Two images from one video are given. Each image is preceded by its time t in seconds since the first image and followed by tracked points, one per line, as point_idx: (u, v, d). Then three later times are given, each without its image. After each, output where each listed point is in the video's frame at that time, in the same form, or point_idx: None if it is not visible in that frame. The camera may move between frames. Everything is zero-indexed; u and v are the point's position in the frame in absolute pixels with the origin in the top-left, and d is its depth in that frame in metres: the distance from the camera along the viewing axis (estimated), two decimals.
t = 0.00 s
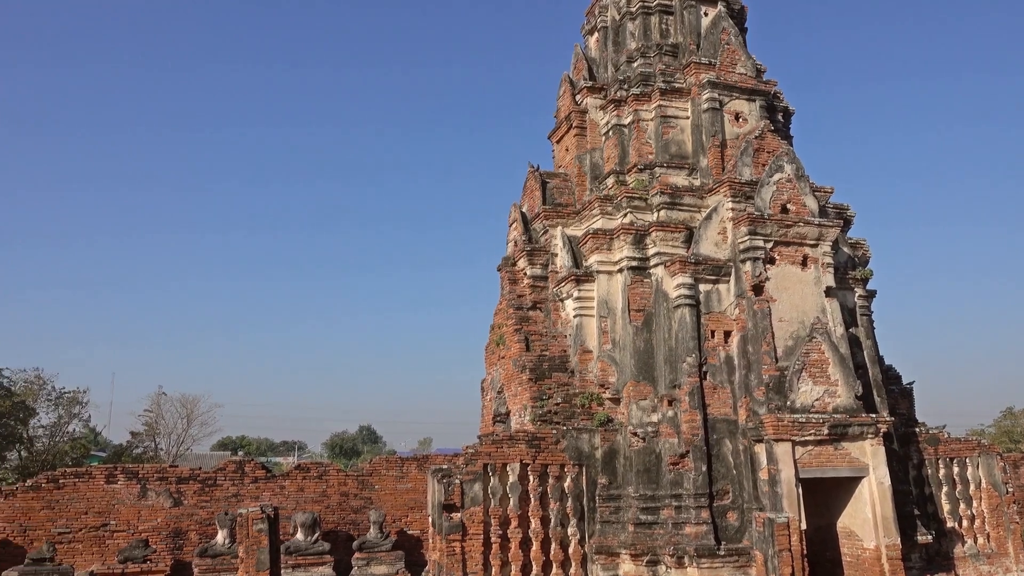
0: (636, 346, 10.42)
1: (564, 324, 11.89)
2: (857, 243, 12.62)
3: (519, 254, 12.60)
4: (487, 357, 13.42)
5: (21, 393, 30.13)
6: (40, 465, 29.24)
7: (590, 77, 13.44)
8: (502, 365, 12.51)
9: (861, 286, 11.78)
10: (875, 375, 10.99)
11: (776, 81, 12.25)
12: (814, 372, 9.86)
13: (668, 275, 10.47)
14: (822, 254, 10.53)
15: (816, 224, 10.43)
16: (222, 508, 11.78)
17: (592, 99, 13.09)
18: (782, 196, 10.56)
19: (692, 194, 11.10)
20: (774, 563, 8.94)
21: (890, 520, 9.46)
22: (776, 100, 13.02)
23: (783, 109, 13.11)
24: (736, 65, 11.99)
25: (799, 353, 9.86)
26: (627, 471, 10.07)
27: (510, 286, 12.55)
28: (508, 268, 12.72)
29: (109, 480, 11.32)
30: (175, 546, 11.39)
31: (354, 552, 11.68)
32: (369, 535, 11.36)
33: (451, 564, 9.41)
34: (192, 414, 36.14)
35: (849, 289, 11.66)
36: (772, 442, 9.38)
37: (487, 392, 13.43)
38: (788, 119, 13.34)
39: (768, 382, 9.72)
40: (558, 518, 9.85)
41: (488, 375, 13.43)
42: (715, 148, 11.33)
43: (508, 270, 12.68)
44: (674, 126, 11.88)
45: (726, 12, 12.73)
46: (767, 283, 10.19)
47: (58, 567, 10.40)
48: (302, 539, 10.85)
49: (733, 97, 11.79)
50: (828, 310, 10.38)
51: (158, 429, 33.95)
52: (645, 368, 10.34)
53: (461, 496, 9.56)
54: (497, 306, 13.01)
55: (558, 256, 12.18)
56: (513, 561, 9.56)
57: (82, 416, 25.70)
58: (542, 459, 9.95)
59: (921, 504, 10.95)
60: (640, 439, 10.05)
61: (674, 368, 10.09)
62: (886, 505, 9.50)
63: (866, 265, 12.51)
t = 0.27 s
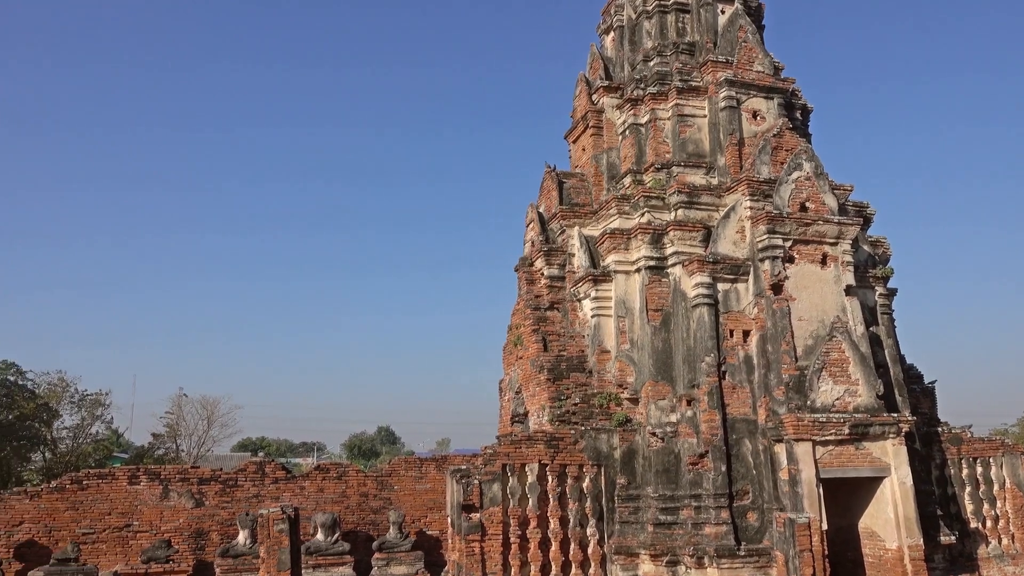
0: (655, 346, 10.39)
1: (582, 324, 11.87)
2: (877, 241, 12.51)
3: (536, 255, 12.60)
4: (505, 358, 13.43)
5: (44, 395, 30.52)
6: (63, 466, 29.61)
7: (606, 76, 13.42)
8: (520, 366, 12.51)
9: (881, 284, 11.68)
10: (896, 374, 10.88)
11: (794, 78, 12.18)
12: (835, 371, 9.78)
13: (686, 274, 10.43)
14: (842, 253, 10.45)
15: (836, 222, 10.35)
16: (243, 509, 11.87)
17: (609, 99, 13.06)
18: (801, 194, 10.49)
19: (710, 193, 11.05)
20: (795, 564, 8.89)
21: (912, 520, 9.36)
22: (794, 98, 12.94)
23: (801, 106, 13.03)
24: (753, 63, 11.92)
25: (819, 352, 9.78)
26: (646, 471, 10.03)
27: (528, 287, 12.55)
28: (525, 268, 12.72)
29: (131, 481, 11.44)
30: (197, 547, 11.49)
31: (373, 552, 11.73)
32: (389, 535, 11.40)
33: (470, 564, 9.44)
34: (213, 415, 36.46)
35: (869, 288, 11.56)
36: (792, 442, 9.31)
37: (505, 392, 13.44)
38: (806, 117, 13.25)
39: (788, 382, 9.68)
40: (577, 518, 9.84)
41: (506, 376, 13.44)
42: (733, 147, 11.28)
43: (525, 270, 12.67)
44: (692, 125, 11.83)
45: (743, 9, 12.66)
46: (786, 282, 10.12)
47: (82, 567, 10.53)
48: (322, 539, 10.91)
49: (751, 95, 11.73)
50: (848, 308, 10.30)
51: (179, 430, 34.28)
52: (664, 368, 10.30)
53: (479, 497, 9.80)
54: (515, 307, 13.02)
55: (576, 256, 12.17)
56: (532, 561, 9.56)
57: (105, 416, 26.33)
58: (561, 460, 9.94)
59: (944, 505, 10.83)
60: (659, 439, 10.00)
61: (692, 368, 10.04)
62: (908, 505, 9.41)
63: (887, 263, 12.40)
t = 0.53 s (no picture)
0: (673, 345, 10.35)
1: (599, 323, 11.85)
2: (898, 237, 12.38)
3: (553, 255, 12.60)
4: (523, 357, 13.43)
5: (68, 397, 30.92)
6: (87, 467, 29.97)
7: (622, 75, 13.39)
8: (538, 366, 12.51)
9: (902, 281, 11.57)
10: (918, 371, 10.77)
11: (812, 74, 12.08)
12: (856, 369, 9.69)
13: (704, 272, 10.38)
14: (862, 249, 10.35)
15: (856, 218, 10.26)
16: (264, 509, 11.96)
17: (625, 97, 13.02)
18: (820, 191, 10.41)
19: (727, 191, 10.99)
20: (817, 563, 8.79)
21: (936, 520, 9.26)
22: (812, 94, 12.84)
23: (819, 102, 12.93)
24: (770, 59, 11.83)
25: (839, 350, 9.71)
26: (666, 471, 9.99)
27: (545, 287, 12.54)
28: (542, 268, 12.71)
29: (154, 482, 11.56)
30: (219, 547, 11.59)
31: (393, 552, 11.78)
32: (409, 535, 11.47)
33: (490, 564, 9.43)
34: (233, 416, 36.74)
35: (890, 285, 11.47)
36: (813, 441, 9.26)
37: (524, 392, 13.45)
38: (824, 113, 13.13)
39: (808, 380, 9.59)
40: (596, 518, 9.82)
41: (524, 376, 13.44)
42: (751, 144, 11.22)
43: (542, 270, 12.67)
44: (708, 122, 11.78)
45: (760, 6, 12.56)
46: (805, 280, 10.05)
47: (106, 567, 10.65)
48: (343, 540, 11.00)
49: (768, 92, 11.66)
50: (869, 305, 10.20)
51: (200, 431, 34.59)
52: (682, 367, 10.26)
53: (499, 496, 9.66)
54: (532, 307, 13.02)
55: (593, 255, 12.14)
56: (552, 561, 9.55)
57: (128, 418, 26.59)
58: (580, 459, 9.93)
59: (969, 504, 10.72)
60: (678, 438, 9.97)
61: (711, 367, 10.00)
62: (932, 504, 9.31)
63: (908, 260, 12.27)
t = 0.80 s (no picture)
0: (692, 344, 10.31)
1: (618, 323, 11.82)
2: (920, 233, 12.25)
3: (571, 254, 12.58)
4: (541, 357, 13.42)
5: (92, 399, 31.30)
6: (111, 468, 30.32)
7: (638, 73, 13.35)
8: (557, 365, 12.50)
9: (924, 278, 11.45)
10: (941, 369, 10.65)
11: (830, 70, 11.98)
12: (877, 367, 9.59)
13: (722, 271, 10.33)
14: (883, 246, 10.25)
15: (876, 215, 10.17)
16: (286, 509, 12.05)
17: (641, 96, 12.98)
18: (839, 187, 10.32)
19: (745, 188, 10.93)
20: (840, 563, 8.72)
21: (961, 519, 9.16)
22: (830, 90, 12.74)
23: (838, 98, 12.81)
24: (788, 55, 11.74)
25: (860, 348, 9.63)
26: (686, 470, 9.97)
27: (563, 286, 12.52)
28: (560, 268, 12.70)
29: (177, 483, 11.67)
30: (241, 547, 11.68)
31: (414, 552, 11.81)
32: (429, 535, 11.50)
33: (510, 564, 9.43)
34: (254, 418, 37.01)
35: (912, 282, 11.35)
36: (835, 440, 9.20)
37: (542, 392, 13.44)
38: (843, 109, 13.02)
39: (830, 378, 9.54)
40: (616, 518, 9.79)
41: (542, 375, 13.43)
42: (769, 141, 11.14)
43: (559, 270, 12.66)
44: (726, 120, 11.71)
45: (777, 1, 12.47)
46: (825, 277, 9.97)
47: (131, 567, 10.77)
48: (364, 540, 11.05)
49: (786, 88, 11.57)
50: (890, 303, 10.10)
51: (221, 432, 34.88)
52: (701, 366, 10.21)
53: (519, 497, 9.71)
54: (550, 306, 13.00)
55: (611, 255, 12.12)
56: (572, 561, 9.54)
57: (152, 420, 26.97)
58: (599, 459, 9.92)
59: (994, 503, 10.59)
60: (698, 437, 9.93)
61: (731, 365, 9.94)
62: (956, 503, 9.21)
63: (930, 256, 12.13)
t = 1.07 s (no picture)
0: (712, 343, 10.24)
1: (637, 322, 11.78)
2: (942, 230, 12.10)
3: (589, 254, 12.56)
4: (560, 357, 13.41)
5: (115, 401, 31.66)
6: (135, 470, 30.65)
7: (655, 72, 13.30)
8: (575, 366, 12.49)
9: (947, 275, 11.31)
10: (965, 367, 10.52)
11: (849, 66, 11.87)
12: (900, 365, 9.48)
13: (742, 269, 10.27)
14: (905, 243, 10.14)
15: (897, 211, 10.06)
16: (307, 510, 12.13)
17: (658, 94, 12.93)
18: (860, 184, 10.23)
19: (764, 186, 10.85)
20: (864, 563, 8.65)
21: (987, 519, 9.05)
22: (849, 86, 12.62)
23: (857, 94, 12.69)
24: (806, 51, 11.64)
25: (883, 346, 9.52)
26: (707, 470, 9.91)
27: (581, 286, 12.52)
28: (578, 268, 12.68)
29: (200, 484, 11.79)
30: (264, 547, 11.77)
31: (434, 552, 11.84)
32: (449, 536, 11.55)
33: (531, 565, 9.42)
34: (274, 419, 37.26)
35: (935, 279, 11.22)
36: (857, 439, 9.11)
37: (561, 393, 13.43)
38: (863, 105, 12.90)
39: (852, 377, 9.44)
40: (637, 518, 9.76)
41: (561, 375, 13.43)
42: (788, 138, 11.02)
43: (578, 270, 12.65)
44: (744, 117, 11.64)
45: None
46: (846, 275, 9.89)
47: (156, 567, 10.89)
48: (384, 540, 11.08)
49: (805, 85, 11.46)
50: (913, 300, 10.01)
51: (242, 434, 35.14)
52: (721, 366, 10.15)
53: (539, 497, 9.71)
54: (568, 306, 12.99)
55: (629, 254, 12.08)
56: (593, 561, 9.53)
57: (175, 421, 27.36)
58: (619, 459, 9.91)
59: (1021, 503, 10.45)
60: (719, 437, 9.87)
61: (751, 364, 9.89)
62: (982, 503, 9.10)
63: (953, 252, 11.97)
